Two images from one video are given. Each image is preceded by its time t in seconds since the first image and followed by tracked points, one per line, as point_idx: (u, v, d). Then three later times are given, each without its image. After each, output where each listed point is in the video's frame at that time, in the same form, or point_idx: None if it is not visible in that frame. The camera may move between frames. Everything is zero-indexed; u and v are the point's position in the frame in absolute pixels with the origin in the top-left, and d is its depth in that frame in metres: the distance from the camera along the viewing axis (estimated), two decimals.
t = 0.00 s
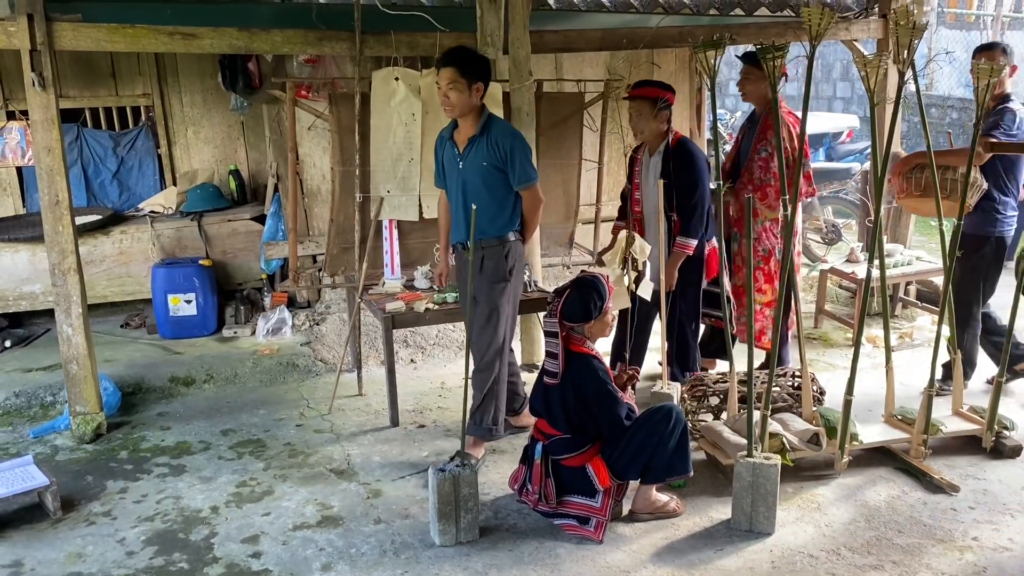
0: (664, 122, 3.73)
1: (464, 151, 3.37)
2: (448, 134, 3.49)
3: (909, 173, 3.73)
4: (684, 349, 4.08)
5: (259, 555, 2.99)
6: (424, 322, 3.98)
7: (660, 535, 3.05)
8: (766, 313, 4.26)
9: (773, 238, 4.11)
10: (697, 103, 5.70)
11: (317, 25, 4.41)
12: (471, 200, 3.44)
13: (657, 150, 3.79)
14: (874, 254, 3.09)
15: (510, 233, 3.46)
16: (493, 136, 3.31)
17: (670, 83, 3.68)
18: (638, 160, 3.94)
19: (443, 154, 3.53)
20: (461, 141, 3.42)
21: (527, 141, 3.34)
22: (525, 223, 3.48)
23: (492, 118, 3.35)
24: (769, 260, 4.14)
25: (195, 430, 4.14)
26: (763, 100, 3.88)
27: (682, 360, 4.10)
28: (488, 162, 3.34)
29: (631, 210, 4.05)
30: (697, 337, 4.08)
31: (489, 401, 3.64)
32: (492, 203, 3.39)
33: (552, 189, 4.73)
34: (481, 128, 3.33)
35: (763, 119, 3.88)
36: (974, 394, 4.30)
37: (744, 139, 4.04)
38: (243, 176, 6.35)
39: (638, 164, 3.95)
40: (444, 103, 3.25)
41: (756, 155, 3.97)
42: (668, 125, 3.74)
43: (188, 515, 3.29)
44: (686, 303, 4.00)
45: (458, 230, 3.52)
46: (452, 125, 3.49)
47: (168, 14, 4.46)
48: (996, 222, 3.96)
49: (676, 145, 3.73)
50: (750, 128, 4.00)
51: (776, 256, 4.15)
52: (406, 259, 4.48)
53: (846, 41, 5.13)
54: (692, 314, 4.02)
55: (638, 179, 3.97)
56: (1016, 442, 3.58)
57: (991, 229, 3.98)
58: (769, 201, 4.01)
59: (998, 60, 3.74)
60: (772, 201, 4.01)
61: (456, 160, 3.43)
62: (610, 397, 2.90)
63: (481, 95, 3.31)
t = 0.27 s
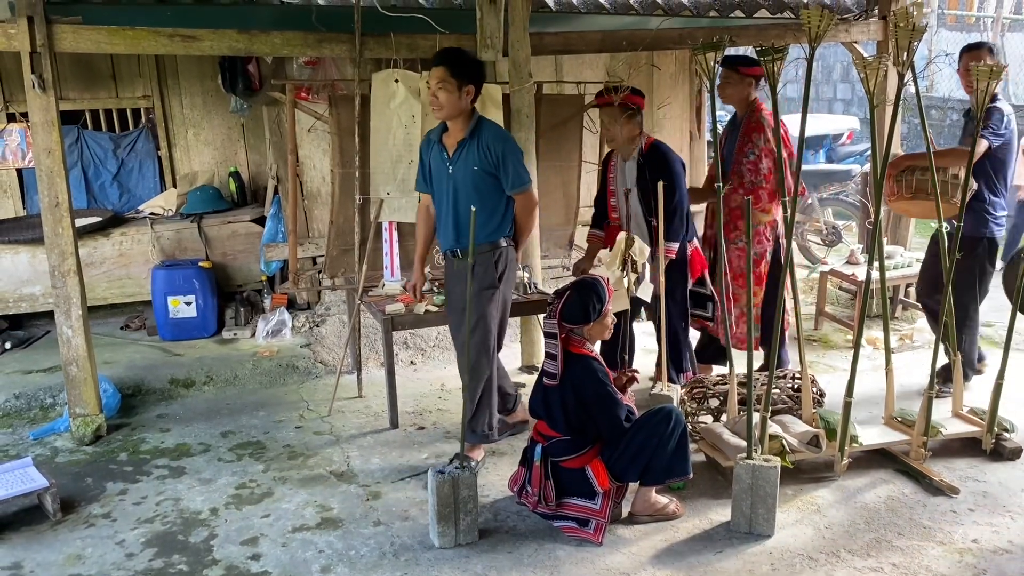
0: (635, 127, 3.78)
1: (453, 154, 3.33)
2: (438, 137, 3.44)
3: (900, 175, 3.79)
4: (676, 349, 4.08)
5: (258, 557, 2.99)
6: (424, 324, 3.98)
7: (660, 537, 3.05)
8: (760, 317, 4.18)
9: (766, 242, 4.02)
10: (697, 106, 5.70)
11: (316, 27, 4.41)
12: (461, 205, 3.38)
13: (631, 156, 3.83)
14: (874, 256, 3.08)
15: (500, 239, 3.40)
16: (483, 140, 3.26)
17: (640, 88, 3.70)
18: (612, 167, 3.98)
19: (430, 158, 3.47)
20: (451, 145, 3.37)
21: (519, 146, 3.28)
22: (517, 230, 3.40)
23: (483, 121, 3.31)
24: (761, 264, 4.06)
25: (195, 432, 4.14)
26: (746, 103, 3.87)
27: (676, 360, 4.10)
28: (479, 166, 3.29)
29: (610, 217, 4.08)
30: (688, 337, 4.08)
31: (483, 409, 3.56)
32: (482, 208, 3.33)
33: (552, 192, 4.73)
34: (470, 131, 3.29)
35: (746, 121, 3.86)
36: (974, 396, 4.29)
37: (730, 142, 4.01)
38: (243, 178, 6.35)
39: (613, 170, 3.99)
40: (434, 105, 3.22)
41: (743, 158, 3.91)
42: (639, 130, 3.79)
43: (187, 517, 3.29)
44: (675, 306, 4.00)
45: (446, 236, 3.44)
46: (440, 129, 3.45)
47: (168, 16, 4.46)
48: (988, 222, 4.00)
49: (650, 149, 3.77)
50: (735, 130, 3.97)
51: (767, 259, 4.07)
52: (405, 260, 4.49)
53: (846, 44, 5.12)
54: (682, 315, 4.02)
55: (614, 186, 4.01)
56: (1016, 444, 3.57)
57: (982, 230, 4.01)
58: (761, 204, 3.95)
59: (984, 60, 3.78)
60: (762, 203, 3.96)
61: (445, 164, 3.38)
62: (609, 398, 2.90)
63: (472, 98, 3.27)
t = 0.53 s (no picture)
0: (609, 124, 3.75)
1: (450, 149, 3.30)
2: (434, 132, 3.41)
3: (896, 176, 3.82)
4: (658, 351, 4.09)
5: (258, 558, 2.99)
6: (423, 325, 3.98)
7: (660, 539, 3.04)
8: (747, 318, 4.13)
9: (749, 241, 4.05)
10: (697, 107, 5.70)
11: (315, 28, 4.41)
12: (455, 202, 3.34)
13: (608, 156, 3.84)
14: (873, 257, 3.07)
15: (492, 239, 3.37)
16: (482, 136, 3.25)
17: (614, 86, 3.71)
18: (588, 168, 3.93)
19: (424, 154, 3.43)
20: (448, 140, 3.35)
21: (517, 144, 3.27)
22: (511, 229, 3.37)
23: (481, 117, 3.30)
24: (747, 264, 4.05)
25: (194, 433, 4.13)
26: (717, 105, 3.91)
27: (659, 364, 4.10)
28: (476, 162, 3.26)
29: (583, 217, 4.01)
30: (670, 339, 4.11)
31: (480, 410, 3.55)
32: (476, 206, 3.30)
33: (553, 193, 4.73)
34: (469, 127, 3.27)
35: (720, 123, 3.88)
36: (974, 397, 4.29)
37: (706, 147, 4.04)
38: (242, 179, 6.34)
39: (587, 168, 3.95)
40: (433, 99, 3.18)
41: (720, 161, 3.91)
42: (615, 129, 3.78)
43: (186, 518, 3.28)
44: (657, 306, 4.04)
45: (438, 232, 3.40)
46: (437, 124, 3.41)
47: (168, 17, 4.47)
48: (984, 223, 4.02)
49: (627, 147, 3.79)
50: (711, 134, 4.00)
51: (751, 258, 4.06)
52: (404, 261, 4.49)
53: (845, 45, 5.11)
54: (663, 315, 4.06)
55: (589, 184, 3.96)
56: (1016, 446, 3.57)
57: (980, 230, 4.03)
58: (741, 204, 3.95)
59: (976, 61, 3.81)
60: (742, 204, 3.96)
61: (440, 159, 3.34)
62: (608, 399, 2.90)
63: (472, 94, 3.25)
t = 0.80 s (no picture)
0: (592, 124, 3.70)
1: (449, 153, 3.25)
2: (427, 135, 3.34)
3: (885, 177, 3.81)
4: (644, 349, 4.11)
5: (256, 558, 2.99)
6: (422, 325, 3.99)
7: (659, 539, 3.04)
8: (734, 315, 4.10)
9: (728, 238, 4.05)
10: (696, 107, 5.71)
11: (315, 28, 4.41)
12: (451, 206, 3.30)
13: (594, 156, 3.78)
14: (871, 256, 3.08)
15: (489, 243, 3.34)
16: (482, 140, 3.22)
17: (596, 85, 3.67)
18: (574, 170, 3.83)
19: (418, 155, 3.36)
20: (444, 142, 3.29)
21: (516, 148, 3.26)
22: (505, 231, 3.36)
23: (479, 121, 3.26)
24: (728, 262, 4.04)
25: (193, 433, 4.13)
26: (691, 106, 3.91)
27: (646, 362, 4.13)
28: (476, 166, 3.23)
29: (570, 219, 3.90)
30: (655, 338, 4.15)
31: (482, 409, 3.59)
32: (474, 210, 3.26)
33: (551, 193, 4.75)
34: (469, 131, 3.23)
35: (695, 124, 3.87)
36: (972, 397, 4.29)
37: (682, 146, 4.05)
38: (241, 179, 6.34)
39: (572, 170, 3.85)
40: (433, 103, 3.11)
41: (697, 161, 3.91)
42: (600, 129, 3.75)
43: (185, 518, 3.28)
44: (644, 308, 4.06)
45: (434, 236, 3.35)
46: (431, 125, 3.35)
47: (168, 17, 4.46)
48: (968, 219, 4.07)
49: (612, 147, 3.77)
50: (686, 134, 4.01)
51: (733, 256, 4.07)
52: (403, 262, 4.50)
53: (844, 45, 5.11)
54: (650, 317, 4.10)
55: (574, 187, 3.86)
56: (1015, 446, 3.56)
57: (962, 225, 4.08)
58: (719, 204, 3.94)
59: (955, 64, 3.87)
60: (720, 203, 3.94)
61: (437, 162, 3.28)
62: (607, 399, 2.90)
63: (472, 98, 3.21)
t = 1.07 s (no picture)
0: (588, 124, 3.63)
1: (451, 154, 3.23)
2: (425, 136, 3.30)
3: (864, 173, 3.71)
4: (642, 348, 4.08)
5: (256, 558, 2.99)
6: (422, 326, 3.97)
7: (658, 539, 3.05)
8: (705, 315, 4.15)
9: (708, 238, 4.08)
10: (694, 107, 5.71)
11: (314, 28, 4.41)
12: (450, 208, 3.27)
13: (589, 156, 3.74)
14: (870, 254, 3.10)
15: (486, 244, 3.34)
16: (483, 141, 3.24)
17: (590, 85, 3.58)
18: (569, 171, 3.84)
19: (416, 156, 3.30)
20: (443, 144, 3.27)
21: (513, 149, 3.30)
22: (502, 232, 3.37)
23: (478, 122, 3.27)
24: (707, 261, 4.09)
25: (192, 433, 4.14)
26: (684, 105, 3.92)
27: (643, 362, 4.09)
28: (478, 167, 3.23)
29: (566, 219, 3.94)
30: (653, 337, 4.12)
31: (482, 408, 3.58)
32: (475, 211, 3.26)
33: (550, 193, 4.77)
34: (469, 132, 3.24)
35: (687, 122, 3.91)
36: (971, 397, 4.30)
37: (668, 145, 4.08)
38: (240, 179, 6.35)
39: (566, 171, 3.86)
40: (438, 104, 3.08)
41: (686, 160, 3.95)
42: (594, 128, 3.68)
43: (184, 518, 3.28)
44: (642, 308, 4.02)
45: (432, 239, 3.30)
46: (428, 125, 3.31)
47: (167, 18, 4.47)
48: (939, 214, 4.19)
49: (607, 146, 3.72)
50: (677, 134, 4.03)
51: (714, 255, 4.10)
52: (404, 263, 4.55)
53: (842, 45, 5.11)
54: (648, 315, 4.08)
55: (570, 187, 3.87)
56: (1013, 445, 3.57)
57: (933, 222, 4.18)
58: (704, 203, 3.99)
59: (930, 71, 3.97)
60: (705, 202, 3.99)
61: (437, 163, 3.25)
62: (605, 399, 2.90)
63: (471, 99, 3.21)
